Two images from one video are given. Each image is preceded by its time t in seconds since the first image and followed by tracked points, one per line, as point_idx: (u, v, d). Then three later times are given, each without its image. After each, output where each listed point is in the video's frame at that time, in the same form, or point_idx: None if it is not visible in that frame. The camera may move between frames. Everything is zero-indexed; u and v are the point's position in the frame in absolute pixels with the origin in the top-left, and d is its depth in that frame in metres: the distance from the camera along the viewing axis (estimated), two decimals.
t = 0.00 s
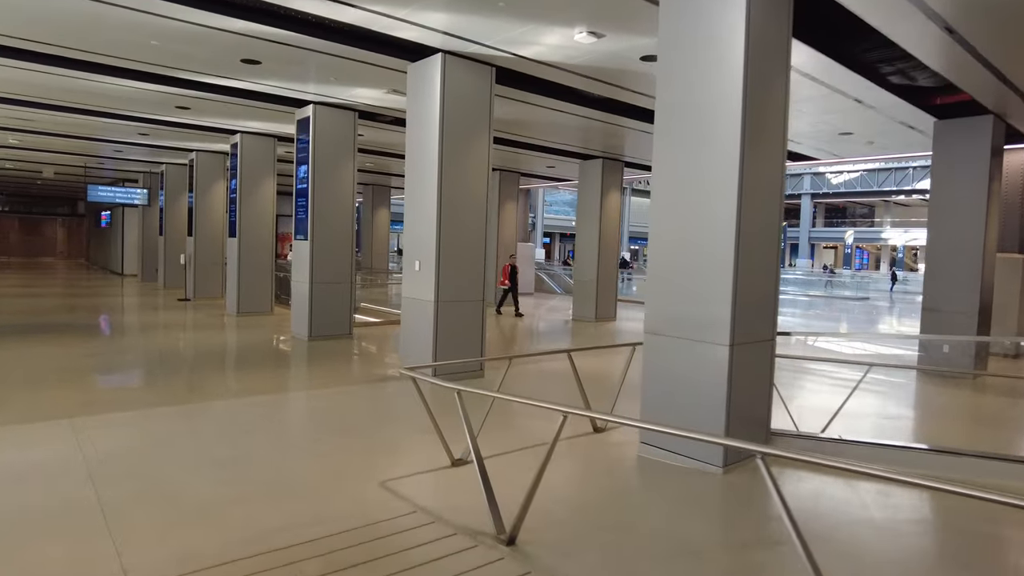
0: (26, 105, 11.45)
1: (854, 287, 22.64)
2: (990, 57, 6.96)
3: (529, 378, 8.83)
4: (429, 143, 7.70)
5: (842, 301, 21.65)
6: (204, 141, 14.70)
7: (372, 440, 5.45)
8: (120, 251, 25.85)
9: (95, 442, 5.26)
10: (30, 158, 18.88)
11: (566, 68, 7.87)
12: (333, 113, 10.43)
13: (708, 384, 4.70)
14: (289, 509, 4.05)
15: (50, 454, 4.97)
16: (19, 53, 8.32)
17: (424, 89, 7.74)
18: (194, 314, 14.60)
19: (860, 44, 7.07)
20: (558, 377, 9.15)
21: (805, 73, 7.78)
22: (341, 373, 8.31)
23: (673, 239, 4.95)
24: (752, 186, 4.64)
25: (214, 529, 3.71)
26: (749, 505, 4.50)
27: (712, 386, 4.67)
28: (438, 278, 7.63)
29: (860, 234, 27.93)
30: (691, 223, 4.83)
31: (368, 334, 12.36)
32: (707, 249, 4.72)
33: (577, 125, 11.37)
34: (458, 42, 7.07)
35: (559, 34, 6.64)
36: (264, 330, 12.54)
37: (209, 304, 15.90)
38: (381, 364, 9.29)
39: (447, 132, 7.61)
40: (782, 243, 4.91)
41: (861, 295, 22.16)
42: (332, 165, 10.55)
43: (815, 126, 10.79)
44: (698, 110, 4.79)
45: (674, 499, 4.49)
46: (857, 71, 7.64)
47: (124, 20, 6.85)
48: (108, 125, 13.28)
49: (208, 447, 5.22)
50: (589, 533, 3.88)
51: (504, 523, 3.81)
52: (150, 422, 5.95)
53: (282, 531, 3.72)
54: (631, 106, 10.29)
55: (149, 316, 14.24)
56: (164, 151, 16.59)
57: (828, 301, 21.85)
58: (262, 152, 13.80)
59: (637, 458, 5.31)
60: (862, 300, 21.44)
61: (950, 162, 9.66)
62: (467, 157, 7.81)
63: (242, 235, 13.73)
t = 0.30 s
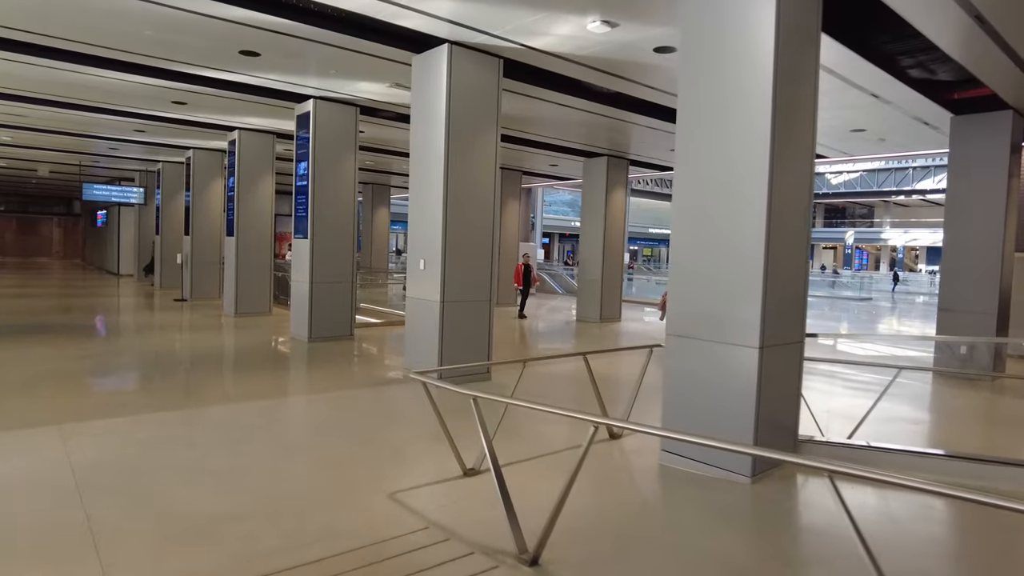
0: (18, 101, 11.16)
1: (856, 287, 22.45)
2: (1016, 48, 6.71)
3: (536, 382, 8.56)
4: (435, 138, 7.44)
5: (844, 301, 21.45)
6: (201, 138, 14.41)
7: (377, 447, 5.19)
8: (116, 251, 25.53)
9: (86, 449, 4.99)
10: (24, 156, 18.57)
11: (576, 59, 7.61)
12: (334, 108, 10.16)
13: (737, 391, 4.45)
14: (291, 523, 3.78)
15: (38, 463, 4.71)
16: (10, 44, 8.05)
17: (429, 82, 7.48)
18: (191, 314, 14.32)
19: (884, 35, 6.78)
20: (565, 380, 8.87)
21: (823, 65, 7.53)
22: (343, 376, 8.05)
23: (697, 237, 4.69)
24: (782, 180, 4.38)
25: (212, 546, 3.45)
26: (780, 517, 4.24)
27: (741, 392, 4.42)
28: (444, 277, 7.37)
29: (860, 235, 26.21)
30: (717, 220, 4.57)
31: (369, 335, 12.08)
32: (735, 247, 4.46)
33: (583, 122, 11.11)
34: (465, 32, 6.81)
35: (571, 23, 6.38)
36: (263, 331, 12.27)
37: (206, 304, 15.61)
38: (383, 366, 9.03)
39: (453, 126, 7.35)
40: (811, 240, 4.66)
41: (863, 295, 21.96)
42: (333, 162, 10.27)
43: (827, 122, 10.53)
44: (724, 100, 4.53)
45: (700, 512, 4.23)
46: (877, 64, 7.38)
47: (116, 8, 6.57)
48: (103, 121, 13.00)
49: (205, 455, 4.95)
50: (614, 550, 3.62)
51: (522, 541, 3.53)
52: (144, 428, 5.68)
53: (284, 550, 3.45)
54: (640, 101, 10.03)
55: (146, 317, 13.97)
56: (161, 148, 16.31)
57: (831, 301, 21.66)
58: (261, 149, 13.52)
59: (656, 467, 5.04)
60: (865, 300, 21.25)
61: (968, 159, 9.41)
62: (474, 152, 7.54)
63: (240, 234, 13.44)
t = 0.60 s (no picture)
0: (7, 98, 10.85)
1: (856, 289, 22.28)
2: None
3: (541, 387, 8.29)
4: (437, 136, 7.18)
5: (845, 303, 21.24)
6: (195, 137, 14.13)
7: (380, 458, 4.91)
8: (108, 252, 25.13)
9: (71, 464, 4.70)
10: (14, 155, 18.23)
11: (584, 54, 7.36)
12: (331, 105, 9.89)
13: (762, 401, 4.20)
14: (288, 545, 3.50)
15: (20, 477, 4.42)
16: None
17: (432, 77, 7.21)
18: (185, 317, 14.00)
19: (905, 28, 6.53)
20: (571, 386, 8.61)
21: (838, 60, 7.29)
22: (342, 381, 7.78)
23: (719, 237, 4.44)
24: (811, 177, 4.14)
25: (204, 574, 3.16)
26: (811, 536, 3.98)
27: (766, 402, 4.17)
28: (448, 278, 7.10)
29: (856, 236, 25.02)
30: (740, 220, 4.32)
31: (367, 338, 11.79)
32: (760, 249, 4.22)
33: (587, 120, 10.87)
34: (470, 24, 6.55)
35: (580, 15, 6.12)
36: (259, 334, 11.98)
37: (200, 306, 15.29)
38: (383, 371, 8.76)
39: (457, 123, 7.09)
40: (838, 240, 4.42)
41: (863, 297, 21.77)
42: (330, 161, 9.99)
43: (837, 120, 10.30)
44: (749, 94, 4.28)
45: (726, 532, 3.96)
46: (892, 59, 7.16)
47: None
48: (95, 119, 12.70)
49: (198, 469, 4.67)
50: None
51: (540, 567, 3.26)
52: (133, 439, 5.40)
53: None
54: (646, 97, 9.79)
55: (139, 319, 13.68)
56: (155, 147, 16.00)
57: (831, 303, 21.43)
58: (256, 148, 13.23)
59: (675, 481, 4.79)
60: (866, 301, 21.05)
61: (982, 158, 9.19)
62: (478, 150, 7.29)
63: (235, 235, 13.15)
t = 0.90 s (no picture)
0: None
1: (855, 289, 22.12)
2: None
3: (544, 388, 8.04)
4: (437, 130, 6.91)
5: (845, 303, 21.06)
6: (187, 134, 13.81)
7: (378, 468, 4.64)
8: (99, 252, 24.77)
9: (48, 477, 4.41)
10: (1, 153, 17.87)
11: (589, 44, 7.11)
12: (326, 100, 9.60)
13: (788, 408, 3.93)
14: (279, 566, 3.23)
15: None
16: None
17: (431, 69, 6.94)
18: (176, 318, 13.69)
19: (923, 18, 6.30)
20: (573, 389, 8.34)
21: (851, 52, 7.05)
22: (338, 385, 7.51)
23: (739, 233, 4.18)
24: (839, 170, 3.88)
25: None
26: (842, 551, 3.72)
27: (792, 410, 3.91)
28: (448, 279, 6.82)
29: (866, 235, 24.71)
30: (763, 215, 4.07)
31: (363, 340, 11.51)
32: (786, 246, 3.95)
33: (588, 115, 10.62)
34: (471, 12, 6.29)
35: (587, 2, 5.87)
36: (252, 336, 11.68)
37: (192, 308, 14.98)
38: (381, 373, 8.48)
39: (457, 117, 6.82)
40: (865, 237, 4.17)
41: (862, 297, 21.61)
42: (325, 157, 9.70)
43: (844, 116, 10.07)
44: (772, 82, 4.03)
45: (749, 548, 3.70)
46: (906, 50, 6.93)
47: None
48: (82, 116, 12.37)
49: (185, 481, 4.39)
50: None
51: None
52: (117, 448, 5.12)
53: None
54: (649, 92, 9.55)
55: (130, 321, 13.37)
56: (145, 145, 15.68)
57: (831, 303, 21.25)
58: (249, 146, 12.92)
59: (691, 492, 4.53)
60: (866, 301, 20.88)
61: (994, 154, 8.97)
62: (479, 147, 7.02)
63: (227, 234, 12.84)
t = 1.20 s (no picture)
0: None
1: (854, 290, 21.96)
2: None
3: (547, 394, 7.78)
4: (437, 126, 6.64)
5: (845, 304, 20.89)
6: (178, 132, 13.50)
7: (378, 481, 4.38)
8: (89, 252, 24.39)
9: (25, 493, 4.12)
10: None
11: (594, 36, 6.86)
12: (321, 95, 9.32)
13: (816, 419, 3.68)
14: None
15: None
16: None
17: (431, 61, 6.68)
18: (167, 320, 13.36)
19: (942, 9, 6.07)
20: (577, 394, 8.09)
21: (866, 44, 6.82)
22: (334, 390, 7.23)
23: (762, 231, 3.94)
24: (871, 164, 3.65)
25: None
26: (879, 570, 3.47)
27: (821, 419, 3.66)
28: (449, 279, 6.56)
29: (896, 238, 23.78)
30: (789, 212, 3.82)
31: (358, 342, 11.23)
32: (813, 245, 3.71)
33: (590, 112, 10.38)
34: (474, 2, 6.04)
35: None
36: (246, 339, 11.39)
37: (183, 309, 14.66)
38: (379, 377, 8.22)
39: (458, 111, 6.56)
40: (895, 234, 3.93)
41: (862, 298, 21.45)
42: (320, 154, 9.42)
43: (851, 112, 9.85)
44: (798, 70, 3.78)
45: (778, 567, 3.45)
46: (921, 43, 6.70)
47: None
48: (70, 113, 12.06)
49: (172, 497, 4.12)
50: None
51: None
52: (101, 461, 4.83)
53: None
54: (653, 87, 9.32)
55: (120, 323, 13.05)
56: (135, 143, 15.35)
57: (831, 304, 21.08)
58: (241, 144, 12.62)
59: (711, 506, 4.28)
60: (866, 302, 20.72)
61: (1006, 152, 8.76)
62: (480, 143, 6.76)
63: (219, 234, 12.54)
